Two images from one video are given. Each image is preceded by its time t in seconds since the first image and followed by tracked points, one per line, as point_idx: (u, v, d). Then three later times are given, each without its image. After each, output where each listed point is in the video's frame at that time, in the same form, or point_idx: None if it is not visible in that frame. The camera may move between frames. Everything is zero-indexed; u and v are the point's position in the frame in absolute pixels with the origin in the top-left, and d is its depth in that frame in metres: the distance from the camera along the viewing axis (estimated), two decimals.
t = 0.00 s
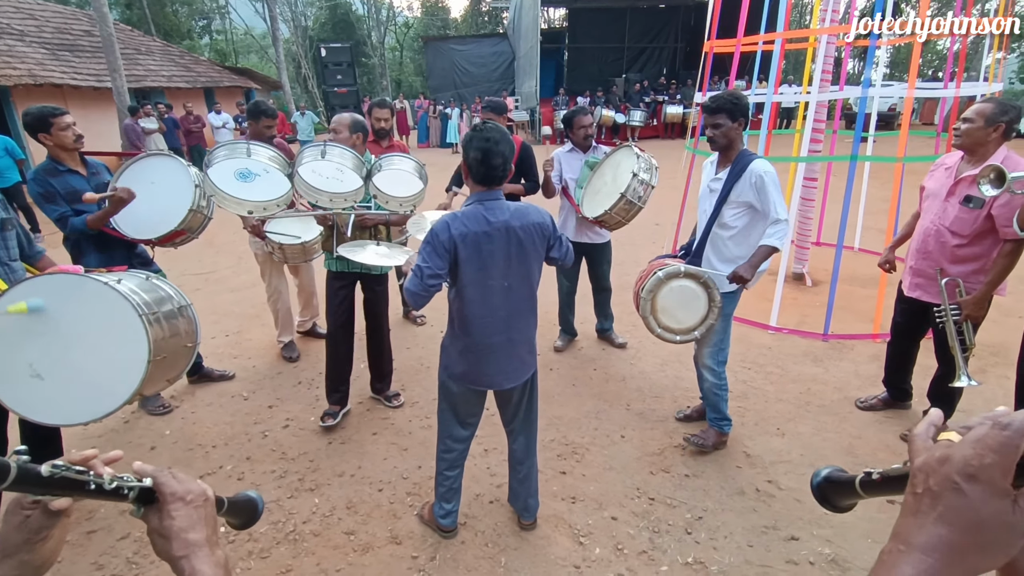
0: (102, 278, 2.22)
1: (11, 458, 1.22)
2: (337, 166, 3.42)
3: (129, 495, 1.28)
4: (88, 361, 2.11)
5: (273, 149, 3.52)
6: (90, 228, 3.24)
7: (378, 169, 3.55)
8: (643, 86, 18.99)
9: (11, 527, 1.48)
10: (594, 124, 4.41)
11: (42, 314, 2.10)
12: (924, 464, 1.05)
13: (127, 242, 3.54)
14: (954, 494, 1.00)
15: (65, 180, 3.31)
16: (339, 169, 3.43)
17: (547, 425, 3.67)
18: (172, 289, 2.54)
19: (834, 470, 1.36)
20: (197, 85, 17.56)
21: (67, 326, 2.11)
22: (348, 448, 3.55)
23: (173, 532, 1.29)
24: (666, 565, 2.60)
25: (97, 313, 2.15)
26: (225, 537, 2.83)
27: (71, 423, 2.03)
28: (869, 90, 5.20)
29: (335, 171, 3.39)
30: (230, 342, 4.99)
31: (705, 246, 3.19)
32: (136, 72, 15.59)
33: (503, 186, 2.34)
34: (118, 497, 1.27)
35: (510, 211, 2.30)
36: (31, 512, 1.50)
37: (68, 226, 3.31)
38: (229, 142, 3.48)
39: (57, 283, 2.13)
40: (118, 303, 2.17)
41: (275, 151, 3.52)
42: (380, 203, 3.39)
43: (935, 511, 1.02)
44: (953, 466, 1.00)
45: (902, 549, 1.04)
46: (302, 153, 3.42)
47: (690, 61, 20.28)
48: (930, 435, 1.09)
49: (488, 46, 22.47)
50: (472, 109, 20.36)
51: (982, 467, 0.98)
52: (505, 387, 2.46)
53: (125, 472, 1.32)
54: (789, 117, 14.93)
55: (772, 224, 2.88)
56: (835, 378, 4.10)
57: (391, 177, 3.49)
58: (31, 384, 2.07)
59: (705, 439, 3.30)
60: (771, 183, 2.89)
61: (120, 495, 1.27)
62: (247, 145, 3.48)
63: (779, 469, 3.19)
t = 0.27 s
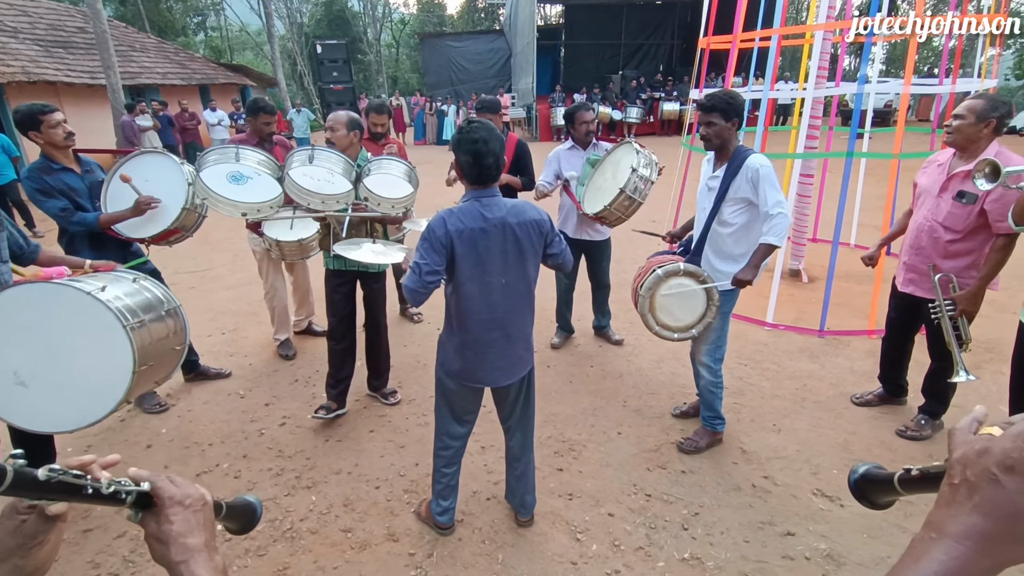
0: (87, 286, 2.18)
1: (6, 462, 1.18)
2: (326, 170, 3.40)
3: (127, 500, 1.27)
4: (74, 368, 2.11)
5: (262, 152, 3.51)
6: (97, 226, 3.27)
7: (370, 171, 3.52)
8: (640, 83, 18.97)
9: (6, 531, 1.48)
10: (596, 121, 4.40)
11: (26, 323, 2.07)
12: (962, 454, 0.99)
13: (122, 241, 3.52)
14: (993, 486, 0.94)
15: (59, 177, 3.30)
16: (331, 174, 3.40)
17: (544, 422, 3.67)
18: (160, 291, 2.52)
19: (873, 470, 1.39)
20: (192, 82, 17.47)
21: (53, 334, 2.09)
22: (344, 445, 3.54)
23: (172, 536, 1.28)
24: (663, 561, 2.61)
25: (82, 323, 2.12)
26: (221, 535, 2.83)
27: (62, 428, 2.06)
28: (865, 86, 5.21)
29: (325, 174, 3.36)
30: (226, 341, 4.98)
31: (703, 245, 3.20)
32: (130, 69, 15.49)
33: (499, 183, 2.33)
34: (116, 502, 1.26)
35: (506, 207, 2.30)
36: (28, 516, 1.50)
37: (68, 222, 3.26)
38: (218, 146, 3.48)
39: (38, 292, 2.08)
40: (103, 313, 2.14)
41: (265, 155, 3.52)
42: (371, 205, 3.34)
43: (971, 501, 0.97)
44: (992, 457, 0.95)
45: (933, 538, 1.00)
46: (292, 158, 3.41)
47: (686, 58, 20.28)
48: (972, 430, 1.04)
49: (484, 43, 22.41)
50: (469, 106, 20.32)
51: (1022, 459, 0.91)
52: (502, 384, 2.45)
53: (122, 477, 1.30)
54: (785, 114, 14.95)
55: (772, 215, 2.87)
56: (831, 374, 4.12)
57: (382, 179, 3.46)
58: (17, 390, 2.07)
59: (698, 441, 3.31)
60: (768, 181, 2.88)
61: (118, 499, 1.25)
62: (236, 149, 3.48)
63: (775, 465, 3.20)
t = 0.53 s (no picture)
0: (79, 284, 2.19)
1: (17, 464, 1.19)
2: (321, 162, 3.39)
3: (138, 501, 1.27)
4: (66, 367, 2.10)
5: (256, 145, 3.53)
6: (91, 223, 3.27)
7: (364, 164, 3.50)
8: (636, 80, 18.95)
9: (16, 535, 1.50)
10: (598, 117, 4.39)
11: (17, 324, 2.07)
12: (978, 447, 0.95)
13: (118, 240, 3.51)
14: (1010, 479, 0.89)
15: (53, 176, 3.28)
16: (324, 167, 3.39)
17: (542, 419, 3.68)
18: (145, 291, 2.53)
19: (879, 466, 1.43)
20: (187, 79, 17.38)
21: (44, 334, 2.09)
22: (343, 443, 3.54)
23: (181, 539, 1.29)
24: (661, 557, 2.62)
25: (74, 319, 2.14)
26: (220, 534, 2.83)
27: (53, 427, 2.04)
28: (861, 83, 5.21)
29: (319, 167, 3.35)
30: (223, 339, 4.97)
31: (703, 238, 3.20)
32: (125, 67, 15.41)
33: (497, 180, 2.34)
34: (126, 503, 1.26)
35: (504, 206, 2.30)
36: (37, 520, 1.51)
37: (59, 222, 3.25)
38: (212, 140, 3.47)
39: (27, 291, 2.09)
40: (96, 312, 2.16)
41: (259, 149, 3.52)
42: (365, 199, 3.33)
43: (987, 494, 0.92)
44: (1007, 451, 0.90)
45: (949, 530, 0.95)
46: (284, 151, 3.38)
47: (683, 54, 20.26)
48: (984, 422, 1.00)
49: (480, 40, 22.35)
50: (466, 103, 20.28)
51: None
52: (499, 382, 2.46)
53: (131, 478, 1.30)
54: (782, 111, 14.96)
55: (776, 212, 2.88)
56: (827, 370, 4.14)
57: (375, 173, 3.44)
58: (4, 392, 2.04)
59: (695, 438, 3.33)
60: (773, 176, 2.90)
61: (129, 501, 1.26)
62: (229, 142, 3.47)
63: (772, 461, 3.22)
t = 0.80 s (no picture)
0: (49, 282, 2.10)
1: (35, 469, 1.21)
2: (316, 152, 3.37)
3: (149, 510, 1.27)
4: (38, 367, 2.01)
5: (249, 135, 3.49)
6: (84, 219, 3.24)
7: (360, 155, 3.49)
8: (632, 75, 18.93)
9: (31, 544, 1.47)
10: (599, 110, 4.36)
11: None
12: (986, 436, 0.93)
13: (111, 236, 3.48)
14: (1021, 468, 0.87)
15: (46, 171, 3.24)
16: (319, 157, 3.36)
17: (539, 414, 3.68)
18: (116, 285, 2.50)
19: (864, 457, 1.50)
20: (179, 74, 17.24)
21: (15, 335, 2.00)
22: (340, 439, 3.54)
23: (192, 548, 1.28)
24: (658, 550, 2.63)
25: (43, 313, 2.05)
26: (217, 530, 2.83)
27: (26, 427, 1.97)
28: (856, 78, 5.22)
29: (314, 157, 3.33)
30: (218, 336, 4.94)
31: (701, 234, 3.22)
32: (116, 62, 15.26)
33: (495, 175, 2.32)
34: (138, 512, 1.26)
35: (502, 201, 2.29)
36: (52, 527, 1.49)
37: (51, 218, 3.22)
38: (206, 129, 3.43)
39: None
40: (71, 311, 2.10)
41: (253, 140, 3.49)
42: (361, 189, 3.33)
43: (999, 483, 0.90)
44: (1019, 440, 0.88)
45: (962, 521, 0.93)
46: (279, 141, 3.35)
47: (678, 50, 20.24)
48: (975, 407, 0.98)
49: (475, 35, 22.26)
50: (461, 99, 20.22)
51: None
52: (497, 378, 2.46)
53: (143, 486, 1.31)
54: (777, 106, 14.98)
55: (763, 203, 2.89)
56: (823, 364, 4.16)
57: (371, 164, 3.43)
58: None
59: (692, 432, 3.34)
60: (765, 171, 2.90)
61: (140, 510, 1.25)
62: (223, 131, 3.44)
63: (769, 454, 3.23)
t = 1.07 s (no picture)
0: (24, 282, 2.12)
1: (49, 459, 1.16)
2: (311, 143, 3.34)
3: (161, 503, 1.26)
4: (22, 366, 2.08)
5: (243, 126, 3.44)
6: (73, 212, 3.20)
7: (355, 146, 3.42)
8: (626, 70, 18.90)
9: (44, 536, 1.43)
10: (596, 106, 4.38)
11: None
12: (970, 431, 0.96)
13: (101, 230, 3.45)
14: (1010, 461, 0.90)
15: (37, 163, 3.21)
16: (314, 147, 3.33)
17: (535, 409, 3.69)
18: (99, 275, 2.49)
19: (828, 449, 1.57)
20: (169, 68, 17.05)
21: None
22: (335, 435, 3.53)
23: (205, 539, 1.28)
24: (653, 543, 2.66)
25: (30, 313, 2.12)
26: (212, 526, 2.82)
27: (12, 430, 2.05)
28: (848, 74, 5.24)
29: (309, 148, 3.29)
30: (211, 331, 4.91)
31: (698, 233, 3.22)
32: (105, 55, 15.07)
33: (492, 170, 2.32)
34: (149, 505, 1.25)
35: (499, 195, 2.29)
36: (66, 518, 1.44)
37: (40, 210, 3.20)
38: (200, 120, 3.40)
39: None
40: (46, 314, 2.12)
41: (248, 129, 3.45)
42: (358, 181, 3.30)
43: (987, 476, 0.92)
44: (1004, 433, 0.91)
45: (955, 516, 0.94)
46: (276, 132, 3.35)
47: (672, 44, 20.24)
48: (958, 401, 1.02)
49: (469, 29, 22.14)
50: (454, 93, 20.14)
51: None
52: (494, 373, 2.46)
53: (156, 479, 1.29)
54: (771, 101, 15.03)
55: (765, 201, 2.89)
56: (815, 358, 4.19)
57: (368, 155, 3.37)
58: None
59: (687, 426, 3.36)
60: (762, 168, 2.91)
61: (152, 502, 1.25)
62: (218, 121, 3.41)
63: (762, 447, 3.26)
